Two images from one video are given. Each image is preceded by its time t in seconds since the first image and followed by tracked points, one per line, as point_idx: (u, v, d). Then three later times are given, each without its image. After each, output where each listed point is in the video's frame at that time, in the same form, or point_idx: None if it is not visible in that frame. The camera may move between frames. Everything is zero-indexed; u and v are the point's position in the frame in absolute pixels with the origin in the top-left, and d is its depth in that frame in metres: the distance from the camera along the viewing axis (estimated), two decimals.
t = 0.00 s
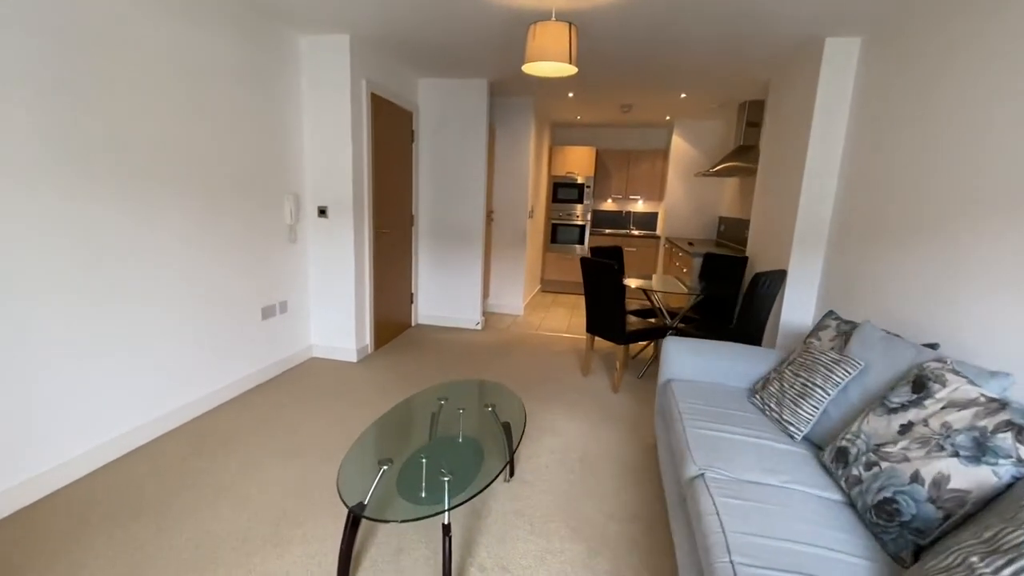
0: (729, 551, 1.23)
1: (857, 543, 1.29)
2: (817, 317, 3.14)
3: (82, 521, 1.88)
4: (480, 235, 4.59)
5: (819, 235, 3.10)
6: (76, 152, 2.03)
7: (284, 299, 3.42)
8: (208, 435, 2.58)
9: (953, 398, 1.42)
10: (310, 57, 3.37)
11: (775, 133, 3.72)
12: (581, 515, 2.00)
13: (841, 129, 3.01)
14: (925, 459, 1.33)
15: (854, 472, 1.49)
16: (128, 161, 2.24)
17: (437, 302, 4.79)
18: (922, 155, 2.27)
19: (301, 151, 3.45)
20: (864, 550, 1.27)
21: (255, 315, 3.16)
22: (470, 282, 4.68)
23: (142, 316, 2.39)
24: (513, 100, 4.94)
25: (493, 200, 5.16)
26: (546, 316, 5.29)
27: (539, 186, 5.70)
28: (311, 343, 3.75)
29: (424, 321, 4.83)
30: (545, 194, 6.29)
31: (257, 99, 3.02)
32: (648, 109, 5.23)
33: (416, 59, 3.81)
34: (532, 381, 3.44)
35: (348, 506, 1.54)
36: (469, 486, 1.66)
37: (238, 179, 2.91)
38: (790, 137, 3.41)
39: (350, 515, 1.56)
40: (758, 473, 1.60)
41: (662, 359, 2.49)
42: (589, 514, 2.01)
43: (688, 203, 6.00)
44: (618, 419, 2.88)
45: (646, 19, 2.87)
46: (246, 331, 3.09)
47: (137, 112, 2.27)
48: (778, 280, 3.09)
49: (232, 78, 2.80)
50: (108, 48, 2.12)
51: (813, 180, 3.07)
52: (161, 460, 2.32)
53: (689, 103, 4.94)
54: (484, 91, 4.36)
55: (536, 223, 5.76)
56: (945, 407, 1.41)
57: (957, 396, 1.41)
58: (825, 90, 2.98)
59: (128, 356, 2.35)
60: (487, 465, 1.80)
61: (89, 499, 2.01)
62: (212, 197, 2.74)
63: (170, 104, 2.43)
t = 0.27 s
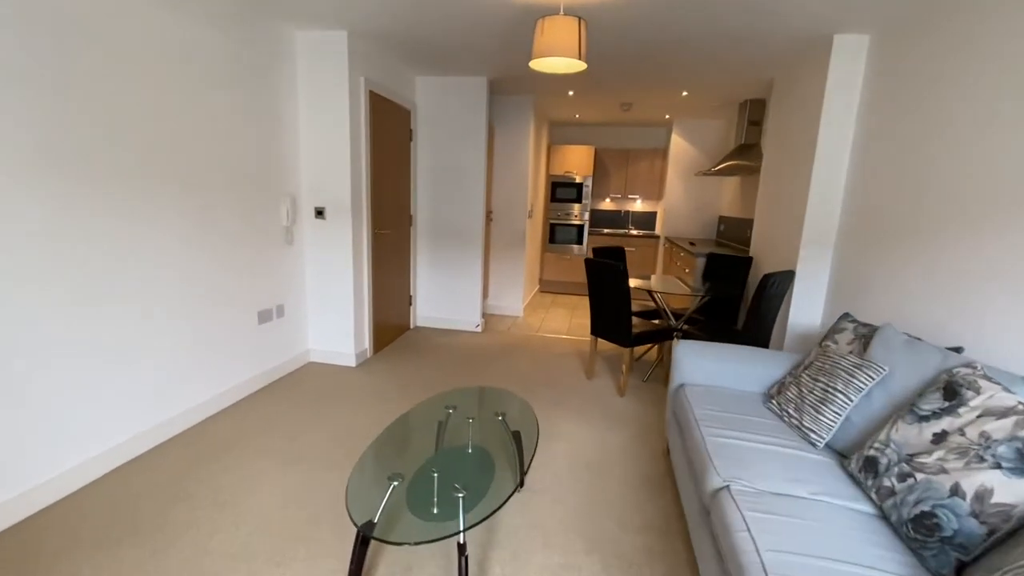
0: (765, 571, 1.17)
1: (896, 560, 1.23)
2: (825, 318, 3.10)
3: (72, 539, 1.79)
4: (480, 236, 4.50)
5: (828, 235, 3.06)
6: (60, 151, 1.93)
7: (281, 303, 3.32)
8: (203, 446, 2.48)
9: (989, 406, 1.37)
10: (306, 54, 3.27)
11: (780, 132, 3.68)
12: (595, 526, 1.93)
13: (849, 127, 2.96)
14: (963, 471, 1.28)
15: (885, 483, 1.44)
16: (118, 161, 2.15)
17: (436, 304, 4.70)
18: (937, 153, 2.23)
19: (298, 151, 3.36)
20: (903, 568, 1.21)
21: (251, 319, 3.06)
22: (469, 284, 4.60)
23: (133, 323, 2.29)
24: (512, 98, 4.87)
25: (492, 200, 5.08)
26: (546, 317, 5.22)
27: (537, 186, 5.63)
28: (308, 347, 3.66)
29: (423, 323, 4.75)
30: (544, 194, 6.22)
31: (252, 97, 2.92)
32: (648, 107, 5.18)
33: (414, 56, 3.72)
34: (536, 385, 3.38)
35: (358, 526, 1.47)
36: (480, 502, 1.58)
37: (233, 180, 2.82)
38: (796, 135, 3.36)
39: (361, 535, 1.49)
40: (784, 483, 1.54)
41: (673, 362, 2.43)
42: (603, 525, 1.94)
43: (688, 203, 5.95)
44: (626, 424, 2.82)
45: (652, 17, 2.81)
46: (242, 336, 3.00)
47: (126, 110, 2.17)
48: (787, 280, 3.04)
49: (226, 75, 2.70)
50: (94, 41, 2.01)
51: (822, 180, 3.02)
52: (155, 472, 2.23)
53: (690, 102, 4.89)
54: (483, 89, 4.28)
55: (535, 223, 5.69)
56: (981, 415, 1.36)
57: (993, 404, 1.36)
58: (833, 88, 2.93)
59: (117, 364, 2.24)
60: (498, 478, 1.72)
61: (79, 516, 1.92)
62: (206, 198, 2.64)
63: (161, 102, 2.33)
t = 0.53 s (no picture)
0: None
1: None
2: (843, 321, 3.03)
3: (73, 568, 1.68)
4: (485, 239, 4.41)
5: (846, 237, 3.00)
6: (55, 156, 1.81)
7: (284, 310, 3.21)
8: (207, 463, 2.37)
9: None
10: (308, 53, 3.17)
11: (792, 132, 3.62)
12: (624, 544, 1.85)
13: (868, 127, 2.90)
14: None
15: (942, 502, 1.37)
16: (117, 166, 2.04)
17: (440, 309, 4.60)
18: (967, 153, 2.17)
19: (300, 154, 3.25)
20: None
21: (253, 328, 2.95)
22: (474, 288, 4.50)
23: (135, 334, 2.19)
24: (516, 99, 4.78)
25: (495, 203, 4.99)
26: (551, 321, 5.14)
27: (540, 187, 5.54)
28: (311, 355, 3.55)
29: (427, 328, 4.65)
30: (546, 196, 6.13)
31: (255, 98, 2.82)
32: (653, 108, 5.11)
33: (419, 55, 3.63)
34: (547, 392, 3.29)
35: (383, 556, 1.39)
36: (509, 530, 1.48)
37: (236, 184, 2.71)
38: (810, 136, 3.30)
39: (385, 565, 1.40)
40: (832, 501, 1.46)
41: (695, 369, 2.36)
42: (632, 543, 1.86)
43: (692, 204, 5.89)
44: (644, 432, 2.74)
45: (668, 16, 2.74)
46: (244, 345, 2.88)
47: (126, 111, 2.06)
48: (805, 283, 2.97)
49: (229, 75, 2.60)
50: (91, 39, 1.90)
51: (840, 180, 2.96)
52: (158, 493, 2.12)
53: (696, 102, 4.83)
54: (489, 89, 4.19)
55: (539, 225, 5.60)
56: None
57: None
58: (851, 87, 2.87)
59: (116, 380, 2.13)
60: (528, 503, 1.61)
61: (79, 543, 1.81)
62: (208, 204, 2.53)
63: (163, 103, 2.22)
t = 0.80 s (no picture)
0: None
1: None
2: (868, 327, 2.97)
3: None
4: (495, 244, 4.32)
5: (869, 241, 2.94)
6: (58, 162, 1.72)
7: (294, 318, 3.12)
8: (218, 480, 2.28)
9: None
10: (317, 54, 3.09)
11: (809, 134, 3.56)
12: (660, 564, 1.78)
13: (891, 128, 2.85)
14: None
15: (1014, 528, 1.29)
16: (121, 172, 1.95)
17: (449, 315, 4.52)
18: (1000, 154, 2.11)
19: (309, 158, 3.17)
20: None
21: (263, 338, 2.86)
22: (484, 293, 4.42)
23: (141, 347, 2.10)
24: (524, 101, 4.71)
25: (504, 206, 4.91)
26: (560, 326, 5.06)
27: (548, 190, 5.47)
28: (321, 364, 3.46)
29: (436, 334, 4.56)
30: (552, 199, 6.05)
31: (264, 101, 2.73)
32: (662, 109, 5.05)
33: (428, 56, 3.55)
34: (564, 401, 3.21)
35: None
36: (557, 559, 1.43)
37: (245, 190, 2.63)
38: (831, 137, 3.24)
39: None
40: (892, 526, 1.39)
41: (726, 379, 2.28)
42: (668, 562, 1.78)
43: (701, 206, 5.82)
44: (668, 443, 2.67)
45: (688, 18, 2.69)
46: (254, 356, 2.79)
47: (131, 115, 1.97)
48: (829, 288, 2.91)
49: (236, 78, 2.51)
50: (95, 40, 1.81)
51: (863, 183, 2.90)
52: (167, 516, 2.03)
53: (706, 103, 4.77)
54: (498, 91, 4.12)
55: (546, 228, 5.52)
56: None
57: None
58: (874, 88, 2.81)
59: (122, 397, 2.04)
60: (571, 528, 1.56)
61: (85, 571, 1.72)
62: (218, 210, 2.44)
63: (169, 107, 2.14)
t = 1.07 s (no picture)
0: None
1: None
2: (894, 331, 2.89)
3: None
4: (506, 247, 4.24)
5: (895, 244, 2.86)
6: (64, 167, 1.65)
7: (303, 325, 3.04)
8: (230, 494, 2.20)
9: None
10: (327, 54, 3.01)
11: (829, 134, 3.48)
12: None
13: (917, 128, 2.77)
14: None
15: None
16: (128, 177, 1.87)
17: (458, 319, 4.44)
18: None
19: (319, 160, 3.09)
20: None
21: (273, 346, 2.77)
22: (494, 297, 4.34)
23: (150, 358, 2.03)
24: (534, 101, 4.63)
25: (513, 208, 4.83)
26: (570, 329, 4.98)
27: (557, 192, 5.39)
28: (331, 371, 3.37)
29: (445, 339, 4.48)
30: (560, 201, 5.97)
31: (273, 102, 2.66)
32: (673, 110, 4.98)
33: (439, 56, 3.47)
34: (581, 408, 3.13)
35: None
36: None
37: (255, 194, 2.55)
38: (854, 138, 3.16)
39: None
40: (955, 549, 1.32)
41: (756, 389, 2.20)
42: None
43: (711, 208, 5.74)
44: (691, 452, 2.59)
45: (710, 16, 2.62)
46: (263, 364, 2.71)
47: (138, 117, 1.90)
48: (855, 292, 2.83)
49: (245, 78, 2.44)
50: (101, 38, 1.74)
51: (889, 185, 2.82)
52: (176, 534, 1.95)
53: (718, 103, 4.69)
54: (509, 91, 4.04)
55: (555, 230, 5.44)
56: None
57: None
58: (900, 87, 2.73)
59: (129, 411, 1.95)
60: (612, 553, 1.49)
61: None
62: (227, 215, 2.36)
63: (177, 108, 2.06)
